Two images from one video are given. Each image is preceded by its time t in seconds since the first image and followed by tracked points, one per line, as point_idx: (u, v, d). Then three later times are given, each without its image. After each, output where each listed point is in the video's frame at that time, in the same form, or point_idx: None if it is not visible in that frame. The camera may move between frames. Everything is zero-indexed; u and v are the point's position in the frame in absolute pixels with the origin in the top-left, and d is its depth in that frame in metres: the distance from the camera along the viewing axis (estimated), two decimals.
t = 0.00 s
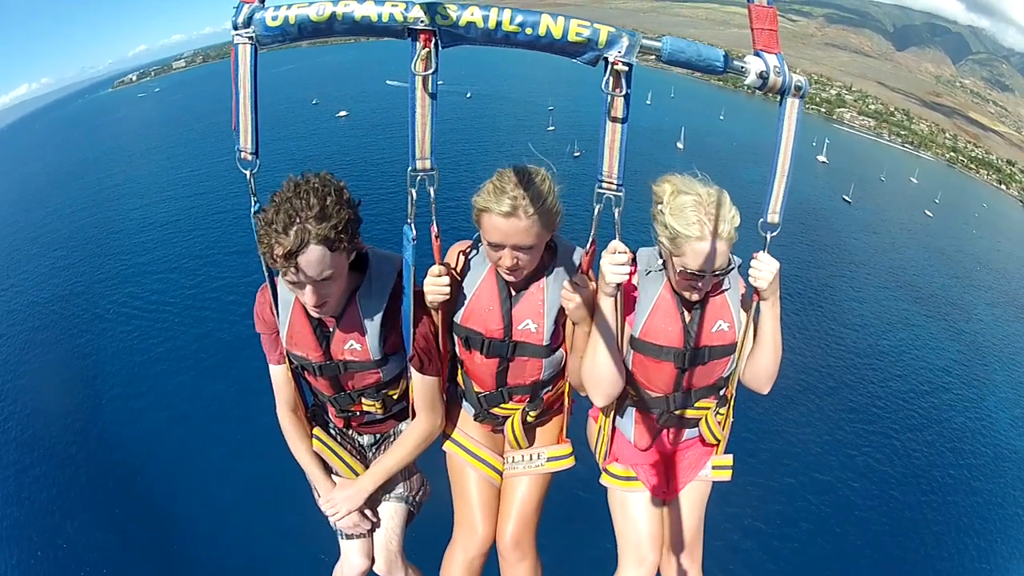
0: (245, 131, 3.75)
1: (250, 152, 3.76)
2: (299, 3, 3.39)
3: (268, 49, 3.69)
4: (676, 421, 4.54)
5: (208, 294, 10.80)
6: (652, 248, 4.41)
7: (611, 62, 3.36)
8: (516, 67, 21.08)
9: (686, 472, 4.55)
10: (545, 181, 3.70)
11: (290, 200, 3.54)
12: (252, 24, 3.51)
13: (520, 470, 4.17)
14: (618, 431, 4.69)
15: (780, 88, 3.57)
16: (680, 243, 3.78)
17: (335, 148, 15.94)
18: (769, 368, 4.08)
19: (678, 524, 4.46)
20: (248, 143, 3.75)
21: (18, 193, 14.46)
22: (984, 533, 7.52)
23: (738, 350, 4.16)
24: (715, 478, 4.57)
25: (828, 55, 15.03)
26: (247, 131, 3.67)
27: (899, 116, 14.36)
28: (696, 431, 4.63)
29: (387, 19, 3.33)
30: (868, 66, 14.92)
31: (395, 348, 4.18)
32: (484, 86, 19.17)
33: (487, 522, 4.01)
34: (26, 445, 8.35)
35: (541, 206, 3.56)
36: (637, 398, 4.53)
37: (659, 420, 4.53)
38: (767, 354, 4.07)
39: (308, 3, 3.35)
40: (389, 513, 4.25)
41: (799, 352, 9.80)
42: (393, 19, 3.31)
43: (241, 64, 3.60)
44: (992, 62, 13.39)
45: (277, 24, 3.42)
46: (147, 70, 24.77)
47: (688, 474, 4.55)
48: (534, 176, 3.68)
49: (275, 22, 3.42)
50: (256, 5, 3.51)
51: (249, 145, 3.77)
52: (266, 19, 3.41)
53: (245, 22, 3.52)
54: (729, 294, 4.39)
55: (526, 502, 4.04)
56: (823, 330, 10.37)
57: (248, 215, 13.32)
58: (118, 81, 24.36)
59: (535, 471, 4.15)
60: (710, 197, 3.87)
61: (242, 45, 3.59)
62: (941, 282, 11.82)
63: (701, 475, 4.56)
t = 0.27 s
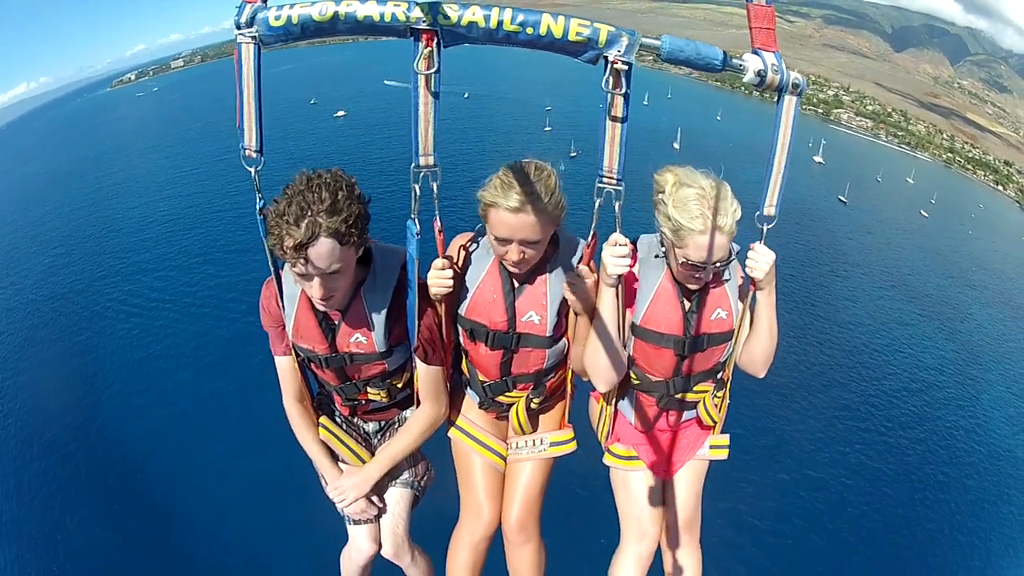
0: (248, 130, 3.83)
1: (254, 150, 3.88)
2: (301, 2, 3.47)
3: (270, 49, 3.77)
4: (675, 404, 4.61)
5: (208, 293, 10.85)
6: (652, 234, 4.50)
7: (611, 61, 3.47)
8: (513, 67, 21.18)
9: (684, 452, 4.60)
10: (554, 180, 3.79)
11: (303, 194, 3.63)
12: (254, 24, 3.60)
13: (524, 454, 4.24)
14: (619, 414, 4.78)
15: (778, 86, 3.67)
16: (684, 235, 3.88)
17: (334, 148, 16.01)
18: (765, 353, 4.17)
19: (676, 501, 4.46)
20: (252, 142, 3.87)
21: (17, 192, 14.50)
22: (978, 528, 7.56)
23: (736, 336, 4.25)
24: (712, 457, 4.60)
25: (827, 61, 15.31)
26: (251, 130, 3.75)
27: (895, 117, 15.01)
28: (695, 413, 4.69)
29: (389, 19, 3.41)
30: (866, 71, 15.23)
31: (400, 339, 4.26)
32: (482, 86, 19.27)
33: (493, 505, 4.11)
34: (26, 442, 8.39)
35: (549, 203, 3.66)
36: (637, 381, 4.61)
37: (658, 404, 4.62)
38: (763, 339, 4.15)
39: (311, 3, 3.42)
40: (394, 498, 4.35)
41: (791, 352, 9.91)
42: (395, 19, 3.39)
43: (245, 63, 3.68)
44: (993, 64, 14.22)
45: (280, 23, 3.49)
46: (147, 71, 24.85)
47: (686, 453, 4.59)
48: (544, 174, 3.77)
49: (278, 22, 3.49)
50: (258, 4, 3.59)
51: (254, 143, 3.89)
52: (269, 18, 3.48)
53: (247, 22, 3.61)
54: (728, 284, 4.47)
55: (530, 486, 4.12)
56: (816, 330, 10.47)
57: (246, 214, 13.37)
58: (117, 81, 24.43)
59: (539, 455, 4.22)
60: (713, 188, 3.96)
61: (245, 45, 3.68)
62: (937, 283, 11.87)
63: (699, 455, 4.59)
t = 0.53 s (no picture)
0: (256, 127, 3.90)
1: (262, 146, 3.93)
2: (306, 2, 3.53)
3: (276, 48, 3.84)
4: (678, 390, 4.72)
5: (209, 293, 10.90)
6: (654, 224, 4.60)
7: (613, 58, 3.54)
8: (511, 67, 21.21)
9: (687, 436, 4.70)
10: (559, 176, 3.84)
11: (307, 192, 3.70)
12: (259, 23, 3.66)
13: (533, 443, 4.32)
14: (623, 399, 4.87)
15: (777, 82, 3.76)
16: (686, 227, 3.98)
17: (333, 148, 16.08)
18: (764, 340, 4.26)
19: (682, 484, 4.50)
20: (259, 138, 3.93)
21: (18, 193, 14.56)
22: (974, 525, 7.60)
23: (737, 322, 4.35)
24: (715, 442, 4.67)
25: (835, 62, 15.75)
26: (259, 126, 3.81)
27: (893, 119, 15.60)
28: (697, 398, 4.80)
29: (393, 17, 3.47)
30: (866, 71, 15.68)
31: (407, 331, 4.33)
32: (480, 87, 19.33)
33: (504, 494, 4.17)
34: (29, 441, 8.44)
35: (555, 203, 3.72)
36: (640, 368, 4.70)
37: (662, 389, 4.73)
38: (763, 326, 4.24)
39: (316, 3, 3.49)
40: (402, 488, 4.41)
41: (786, 350, 9.98)
42: (398, 18, 3.45)
43: (251, 63, 3.74)
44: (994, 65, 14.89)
45: (285, 23, 3.55)
46: (145, 72, 24.93)
47: (689, 438, 4.69)
48: (548, 171, 3.82)
49: (283, 21, 3.55)
50: (263, 4, 3.65)
51: (261, 139, 3.94)
52: (273, 18, 3.54)
53: (252, 21, 3.66)
54: (730, 275, 4.58)
55: (540, 475, 4.20)
56: (812, 330, 10.49)
57: (247, 214, 13.41)
58: (116, 82, 24.52)
59: (547, 444, 4.30)
60: (714, 180, 4.03)
61: (250, 43, 3.72)
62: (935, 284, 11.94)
63: (702, 440, 4.66)
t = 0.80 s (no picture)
0: (258, 126, 3.91)
1: (264, 145, 3.94)
2: (308, 3, 3.58)
3: (277, 48, 3.86)
4: (678, 387, 4.76)
5: (210, 292, 10.93)
6: (654, 222, 4.64)
7: (613, 58, 3.57)
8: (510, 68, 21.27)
9: (688, 433, 4.73)
10: (563, 177, 3.88)
11: (312, 195, 3.73)
12: (261, 24, 3.69)
13: (539, 437, 4.34)
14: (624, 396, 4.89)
15: (777, 82, 3.80)
16: (686, 224, 4.02)
17: (334, 148, 16.15)
18: (764, 336, 4.29)
19: (685, 480, 4.54)
20: (262, 138, 3.93)
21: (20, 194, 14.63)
22: (972, 521, 7.62)
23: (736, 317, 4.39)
24: (715, 438, 4.72)
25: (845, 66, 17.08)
26: (262, 126, 3.83)
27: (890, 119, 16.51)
28: (697, 395, 4.83)
29: (394, 18, 3.53)
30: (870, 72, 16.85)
31: (411, 329, 4.38)
32: (479, 87, 19.41)
33: (512, 489, 4.20)
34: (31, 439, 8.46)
35: (562, 207, 3.75)
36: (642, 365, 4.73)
37: (663, 386, 4.75)
38: (762, 322, 4.28)
39: (318, 4, 3.54)
40: (406, 486, 4.45)
41: (784, 347, 10.00)
42: (401, 19, 3.50)
43: (253, 62, 3.73)
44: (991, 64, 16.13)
45: (287, 23, 3.59)
46: (145, 73, 25.02)
47: (690, 434, 4.73)
48: (552, 172, 3.86)
49: (285, 22, 3.59)
50: (265, 5, 3.69)
51: (263, 138, 3.94)
52: (276, 19, 3.58)
53: (255, 22, 3.71)
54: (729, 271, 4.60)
55: (546, 469, 4.23)
56: (808, 329, 10.50)
57: (247, 214, 13.45)
58: (117, 83, 24.62)
59: (554, 438, 4.32)
60: (714, 177, 4.08)
61: (252, 44, 3.74)
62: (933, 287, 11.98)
63: (703, 436, 4.71)
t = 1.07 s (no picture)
0: (257, 127, 3.53)
1: (263, 145, 3.56)
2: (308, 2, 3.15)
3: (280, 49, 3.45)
4: (680, 391, 4.65)
5: (204, 292, 10.66)
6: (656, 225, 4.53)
7: (614, 68, 3.13)
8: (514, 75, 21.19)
9: (690, 439, 4.64)
10: (557, 189, 3.65)
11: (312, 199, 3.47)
12: (260, 24, 3.28)
13: (524, 493, 4.09)
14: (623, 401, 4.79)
15: (778, 83, 3.49)
16: (689, 228, 3.83)
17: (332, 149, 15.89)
18: (767, 341, 4.20)
19: (686, 485, 4.45)
20: (261, 138, 3.55)
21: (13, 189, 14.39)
22: (982, 529, 7.30)
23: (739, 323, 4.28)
24: (718, 444, 4.62)
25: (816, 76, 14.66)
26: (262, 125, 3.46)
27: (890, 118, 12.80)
28: (699, 400, 4.74)
29: (387, 22, 3.07)
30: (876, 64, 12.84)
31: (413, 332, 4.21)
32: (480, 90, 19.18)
33: (489, 547, 4.00)
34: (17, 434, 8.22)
35: (552, 209, 3.50)
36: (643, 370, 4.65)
37: (664, 391, 4.65)
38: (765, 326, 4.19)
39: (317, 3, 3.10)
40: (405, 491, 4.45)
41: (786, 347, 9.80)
42: (393, 22, 3.06)
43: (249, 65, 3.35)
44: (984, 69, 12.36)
45: (286, 24, 3.17)
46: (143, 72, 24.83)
47: (692, 440, 4.63)
48: (545, 184, 3.63)
49: (284, 22, 3.17)
50: (264, 5, 3.28)
51: (263, 138, 3.57)
52: (274, 18, 3.16)
53: (253, 22, 3.29)
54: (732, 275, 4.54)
55: (529, 528, 3.98)
56: (808, 329, 10.39)
57: (243, 214, 13.19)
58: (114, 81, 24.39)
59: (540, 493, 4.06)
60: (717, 179, 3.88)
61: (251, 45, 3.34)
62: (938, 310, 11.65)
63: (704, 442, 4.62)
